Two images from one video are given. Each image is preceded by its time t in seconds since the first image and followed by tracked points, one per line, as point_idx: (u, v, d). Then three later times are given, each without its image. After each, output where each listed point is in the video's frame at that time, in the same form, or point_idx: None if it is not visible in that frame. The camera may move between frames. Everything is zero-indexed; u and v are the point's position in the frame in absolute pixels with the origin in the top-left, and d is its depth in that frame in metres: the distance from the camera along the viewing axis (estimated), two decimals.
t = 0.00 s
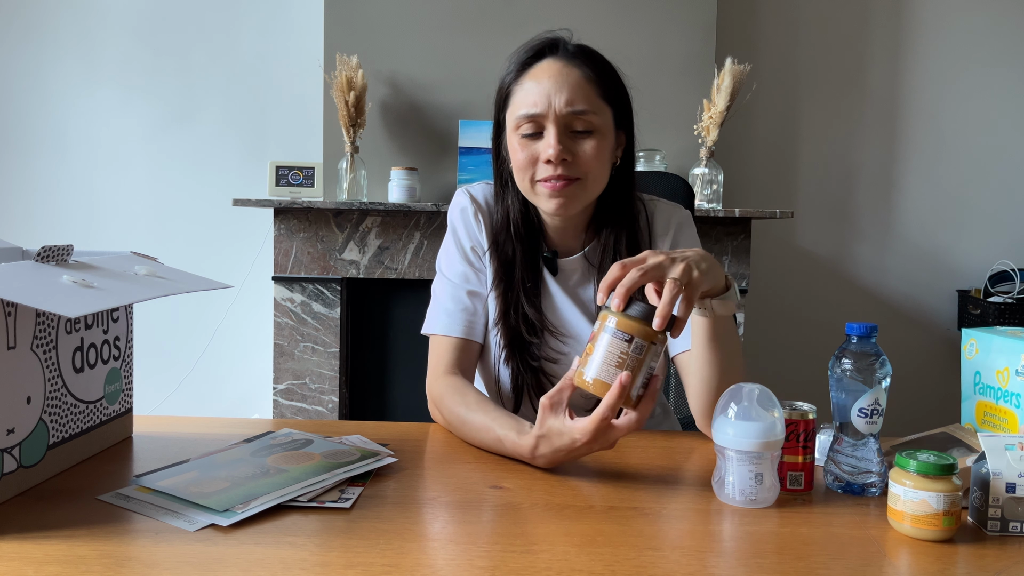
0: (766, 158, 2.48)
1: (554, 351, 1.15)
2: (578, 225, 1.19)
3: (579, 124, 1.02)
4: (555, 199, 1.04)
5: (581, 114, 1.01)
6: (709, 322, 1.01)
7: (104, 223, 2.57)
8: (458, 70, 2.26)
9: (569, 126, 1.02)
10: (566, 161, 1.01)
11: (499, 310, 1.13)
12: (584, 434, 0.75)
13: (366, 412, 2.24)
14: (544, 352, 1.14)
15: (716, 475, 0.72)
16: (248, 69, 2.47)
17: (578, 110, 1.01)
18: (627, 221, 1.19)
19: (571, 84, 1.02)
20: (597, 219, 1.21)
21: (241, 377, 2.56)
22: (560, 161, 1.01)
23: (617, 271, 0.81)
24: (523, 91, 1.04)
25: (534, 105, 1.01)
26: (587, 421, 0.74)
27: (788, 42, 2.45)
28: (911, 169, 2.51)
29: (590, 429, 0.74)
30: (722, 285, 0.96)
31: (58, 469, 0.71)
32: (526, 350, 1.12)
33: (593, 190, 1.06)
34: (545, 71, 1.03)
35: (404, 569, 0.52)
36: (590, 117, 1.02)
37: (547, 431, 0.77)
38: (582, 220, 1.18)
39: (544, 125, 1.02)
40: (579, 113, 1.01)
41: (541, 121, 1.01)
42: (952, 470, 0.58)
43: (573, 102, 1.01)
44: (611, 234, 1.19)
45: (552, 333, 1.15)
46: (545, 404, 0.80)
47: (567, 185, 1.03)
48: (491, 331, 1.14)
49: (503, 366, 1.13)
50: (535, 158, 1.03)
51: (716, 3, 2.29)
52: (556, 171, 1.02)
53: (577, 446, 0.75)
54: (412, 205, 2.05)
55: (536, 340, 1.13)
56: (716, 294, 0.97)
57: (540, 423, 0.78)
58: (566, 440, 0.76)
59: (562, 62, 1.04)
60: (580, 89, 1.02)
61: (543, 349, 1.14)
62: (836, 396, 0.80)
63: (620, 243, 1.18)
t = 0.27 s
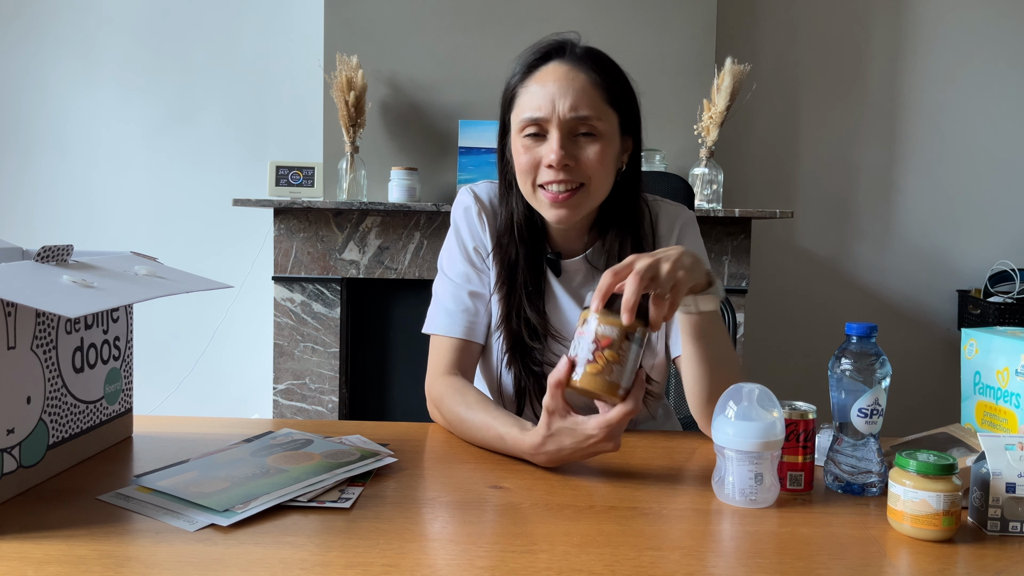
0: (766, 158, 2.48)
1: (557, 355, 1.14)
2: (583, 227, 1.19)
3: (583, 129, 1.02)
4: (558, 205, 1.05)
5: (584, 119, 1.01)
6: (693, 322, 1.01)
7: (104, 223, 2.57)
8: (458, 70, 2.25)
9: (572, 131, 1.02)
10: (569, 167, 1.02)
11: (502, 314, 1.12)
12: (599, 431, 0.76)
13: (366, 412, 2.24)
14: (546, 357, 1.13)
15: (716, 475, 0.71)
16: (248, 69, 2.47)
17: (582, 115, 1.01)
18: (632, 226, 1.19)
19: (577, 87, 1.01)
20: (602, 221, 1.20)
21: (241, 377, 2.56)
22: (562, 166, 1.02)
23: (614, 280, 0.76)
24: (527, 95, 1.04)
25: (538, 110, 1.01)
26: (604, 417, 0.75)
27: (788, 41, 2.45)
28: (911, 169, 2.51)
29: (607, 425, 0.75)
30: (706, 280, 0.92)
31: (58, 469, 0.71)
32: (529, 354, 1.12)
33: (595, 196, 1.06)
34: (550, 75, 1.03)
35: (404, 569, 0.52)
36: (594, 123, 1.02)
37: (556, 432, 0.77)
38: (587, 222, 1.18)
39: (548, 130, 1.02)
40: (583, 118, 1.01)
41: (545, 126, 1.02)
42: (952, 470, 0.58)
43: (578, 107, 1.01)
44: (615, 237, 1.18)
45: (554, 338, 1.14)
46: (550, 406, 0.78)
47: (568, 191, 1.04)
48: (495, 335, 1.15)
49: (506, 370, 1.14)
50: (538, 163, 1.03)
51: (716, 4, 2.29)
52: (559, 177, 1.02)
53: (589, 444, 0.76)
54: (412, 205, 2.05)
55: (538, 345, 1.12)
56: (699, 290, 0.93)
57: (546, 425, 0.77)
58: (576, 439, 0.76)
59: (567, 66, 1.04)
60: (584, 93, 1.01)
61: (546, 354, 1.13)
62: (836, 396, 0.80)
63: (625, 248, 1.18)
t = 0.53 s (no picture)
0: (766, 157, 2.48)
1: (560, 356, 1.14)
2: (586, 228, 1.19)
3: (597, 133, 1.02)
4: (565, 208, 1.05)
5: (598, 122, 1.01)
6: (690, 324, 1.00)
7: (104, 223, 2.57)
8: (459, 70, 2.25)
9: (585, 134, 1.02)
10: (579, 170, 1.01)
11: (503, 314, 1.12)
12: (601, 429, 0.77)
13: (366, 412, 2.24)
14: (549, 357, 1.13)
15: (716, 475, 0.71)
16: (248, 69, 2.47)
17: (596, 118, 1.01)
18: (637, 230, 1.19)
19: (591, 90, 1.01)
20: (604, 222, 1.20)
21: (241, 377, 2.56)
22: (573, 169, 1.01)
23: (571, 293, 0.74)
24: (540, 94, 1.03)
25: (552, 111, 1.01)
26: (606, 415, 0.77)
27: (788, 42, 2.45)
28: (911, 169, 2.51)
29: (610, 423, 0.77)
30: (671, 291, 0.89)
31: (58, 469, 0.71)
32: (531, 355, 1.11)
33: (603, 200, 1.07)
34: (565, 76, 1.03)
35: (404, 569, 0.52)
36: (607, 127, 1.01)
37: (558, 432, 0.76)
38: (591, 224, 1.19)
39: (561, 132, 1.02)
40: (597, 122, 1.01)
41: (558, 127, 1.02)
42: (952, 470, 0.58)
43: (592, 111, 1.00)
44: (619, 240, 1.18)
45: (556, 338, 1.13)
46: (549, 421, 0.75)
47: (576, 194, 1.04)
48: (496, 335, 1.15)
49: (507, 370, 1.14)
50: (550, 165, 1.03)
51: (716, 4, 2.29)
52: (569, 180, 1.02)
53: (592, 441, 0.77)
54: (412, 205, 2.05)
55: (539, 343, 1.11)
56: (665, 302, 0.89)
57: (543, 430, 0.76)
58: (577, 438, 0.76)
59: (582, 68, 1.04)
60: (599, 97, 1.01)
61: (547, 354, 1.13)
62: (836, 396, 0.80)
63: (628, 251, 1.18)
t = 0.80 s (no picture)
0: (766, 157, 2.48)
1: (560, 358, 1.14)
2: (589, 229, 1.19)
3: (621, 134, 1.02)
4: (588, 209, 1.05)
5: (625, 124, 1.01)
6: (688, 324, 1.00)
7: (104, 223, 2.57)
8: (458, 70, 2.25)
9: (611, 135, 1.01)
10: (606, 171, 1.01)
11: (504, 317, 1.12)
12: (599, 415, 0.78)
13: (366, 412, 2.24)
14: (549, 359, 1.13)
15: (716, 475, 0.71)
16: (248, 70, 2.47)
17: (623, 120, 1.01)
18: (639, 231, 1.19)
19: (615, 92, 1.01)
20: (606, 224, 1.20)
21: (241, 377, 2.56)
22: (599, 170, 1.01)
23: (594, 262, 0.74)
24: (565, 94, 1.02)
25: (581, 111, 1.00)
26: (603, 401, 0.78)
27: (788, 42, 2.45)
28: (911, 169, 2.51)
29: (607, 408, 0.78)
30: (700, 283, 0.92)
31: (58, 469, 0.71)
32: (532, 357, 1.12)
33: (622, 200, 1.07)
34: (590, 77, 1.03)
35: (404, 569, 0.52)
36: (631, 128, 1.02)
37: (557, 429, 0.76)
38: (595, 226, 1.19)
39: (586, 132, 1.01)
40: (623, 123, 1.01)
41: (583, 128, 1.01)
42: (952, 470, 0.58)
43: (618, 112, 1.00)
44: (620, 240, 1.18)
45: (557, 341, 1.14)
46: (549, 407, 0.77)
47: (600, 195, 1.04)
48: (496, 338, 1.15)
49: (508, 372, 1.14)
50: (575, 165, 1.02)
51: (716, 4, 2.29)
52: (595, 181, 1.02)
53: (591, 430, 0.78)
54: (412, 205, 2.05)
55: (542, 348, 1.12)
56: (693, 293, 0.92)
57: (541, 426, 0.76)
58: (576, 431, 0.77)
59: (606, 70, 1.04)
60: (626, 99, 1.02)
61: (548, 358, 1.13)
62: (835, 396, 0.80)
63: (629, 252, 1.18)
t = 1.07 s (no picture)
0: (766, 157, 2.48)
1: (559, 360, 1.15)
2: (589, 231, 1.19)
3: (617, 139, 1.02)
4: (586, 216, 1.03)
5: (620, 128, 1.01)
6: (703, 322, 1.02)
7: (104, 223, 2.57)
8: (458, 70, 2.25)
9: (607, 139, 1.01)
10: (602, 177, 1.00)
11: (503, 320, 1.12)
12: (601, 425, 0.76)
13: (366, 412, 2.24)
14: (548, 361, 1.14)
15: (715, 475, 0.71)
16: (248, 69, 2.47)
17: (618, 124, 1.01)
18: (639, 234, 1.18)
19: (608, 96, 1.02)
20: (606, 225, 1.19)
21: (241, 377, 2.56)
22: (596, 176, 1.00)
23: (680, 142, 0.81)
24: (559, 99, 1.03)
25: (575, 116, 1.00)
26: (606, 413, 0.76)
27: (788, 42, 2.45)
28: (911, 169, 2.51)
29: (609, 420, 0.76)
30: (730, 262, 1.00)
31: (58, 469, 0.71)
32: (531, 358, 1.12)
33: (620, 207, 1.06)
34: (584, 82, 1.03)
35: (404, 569, 0.52)
36: (627, 133, 1.01)
37: (558, 430, 0.76)
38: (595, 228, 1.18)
39: (581, 137, 1.01)
40: (619, 128, 1.00)
41: (579, 133, 1.01)
42: (952, 470, 0.58)
43: (612, 117, 1.00)
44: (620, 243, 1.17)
45: (557, 343, 1.15)
46: (554, 408, 0.77)
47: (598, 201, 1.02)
48: (495, 339, 1.15)
49: (507, 373, 1.14)
50: (571, 171, 1.02)
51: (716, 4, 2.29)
52: (591, 187, 1.01)
53: (591, 438, 0.76)
54: (412, 205, 2.05)
55: (541, 349, 1.13)
56: (723, 267, 0.99)
57: (544, 427, 0.76)
58: (577, 436, 0.76)
59: (601, 74, 1.05)
60: (620, 103, 1.02)
61: (547, 359, 1.14)
62: (835, 396, 0.80)
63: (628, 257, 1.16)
